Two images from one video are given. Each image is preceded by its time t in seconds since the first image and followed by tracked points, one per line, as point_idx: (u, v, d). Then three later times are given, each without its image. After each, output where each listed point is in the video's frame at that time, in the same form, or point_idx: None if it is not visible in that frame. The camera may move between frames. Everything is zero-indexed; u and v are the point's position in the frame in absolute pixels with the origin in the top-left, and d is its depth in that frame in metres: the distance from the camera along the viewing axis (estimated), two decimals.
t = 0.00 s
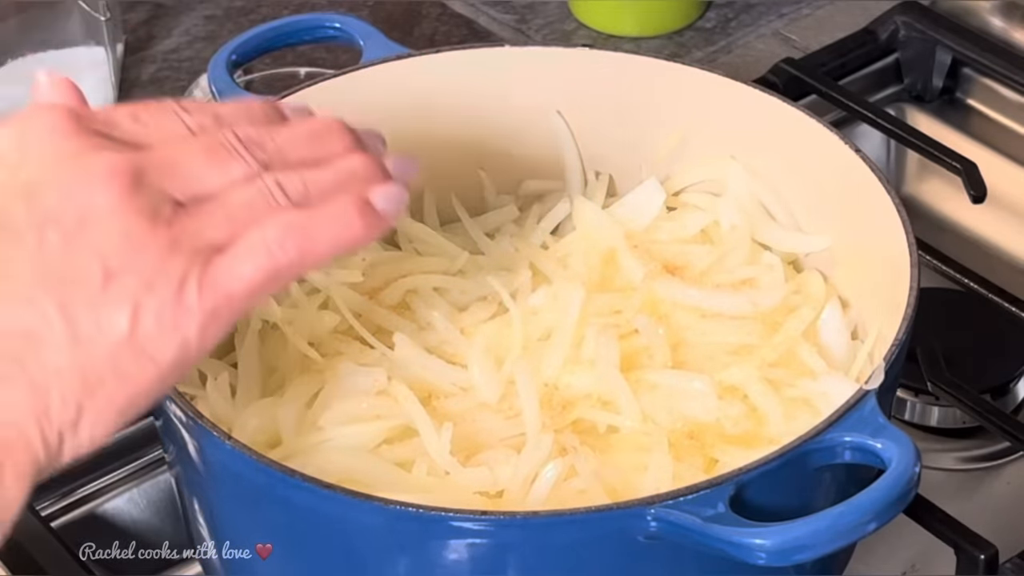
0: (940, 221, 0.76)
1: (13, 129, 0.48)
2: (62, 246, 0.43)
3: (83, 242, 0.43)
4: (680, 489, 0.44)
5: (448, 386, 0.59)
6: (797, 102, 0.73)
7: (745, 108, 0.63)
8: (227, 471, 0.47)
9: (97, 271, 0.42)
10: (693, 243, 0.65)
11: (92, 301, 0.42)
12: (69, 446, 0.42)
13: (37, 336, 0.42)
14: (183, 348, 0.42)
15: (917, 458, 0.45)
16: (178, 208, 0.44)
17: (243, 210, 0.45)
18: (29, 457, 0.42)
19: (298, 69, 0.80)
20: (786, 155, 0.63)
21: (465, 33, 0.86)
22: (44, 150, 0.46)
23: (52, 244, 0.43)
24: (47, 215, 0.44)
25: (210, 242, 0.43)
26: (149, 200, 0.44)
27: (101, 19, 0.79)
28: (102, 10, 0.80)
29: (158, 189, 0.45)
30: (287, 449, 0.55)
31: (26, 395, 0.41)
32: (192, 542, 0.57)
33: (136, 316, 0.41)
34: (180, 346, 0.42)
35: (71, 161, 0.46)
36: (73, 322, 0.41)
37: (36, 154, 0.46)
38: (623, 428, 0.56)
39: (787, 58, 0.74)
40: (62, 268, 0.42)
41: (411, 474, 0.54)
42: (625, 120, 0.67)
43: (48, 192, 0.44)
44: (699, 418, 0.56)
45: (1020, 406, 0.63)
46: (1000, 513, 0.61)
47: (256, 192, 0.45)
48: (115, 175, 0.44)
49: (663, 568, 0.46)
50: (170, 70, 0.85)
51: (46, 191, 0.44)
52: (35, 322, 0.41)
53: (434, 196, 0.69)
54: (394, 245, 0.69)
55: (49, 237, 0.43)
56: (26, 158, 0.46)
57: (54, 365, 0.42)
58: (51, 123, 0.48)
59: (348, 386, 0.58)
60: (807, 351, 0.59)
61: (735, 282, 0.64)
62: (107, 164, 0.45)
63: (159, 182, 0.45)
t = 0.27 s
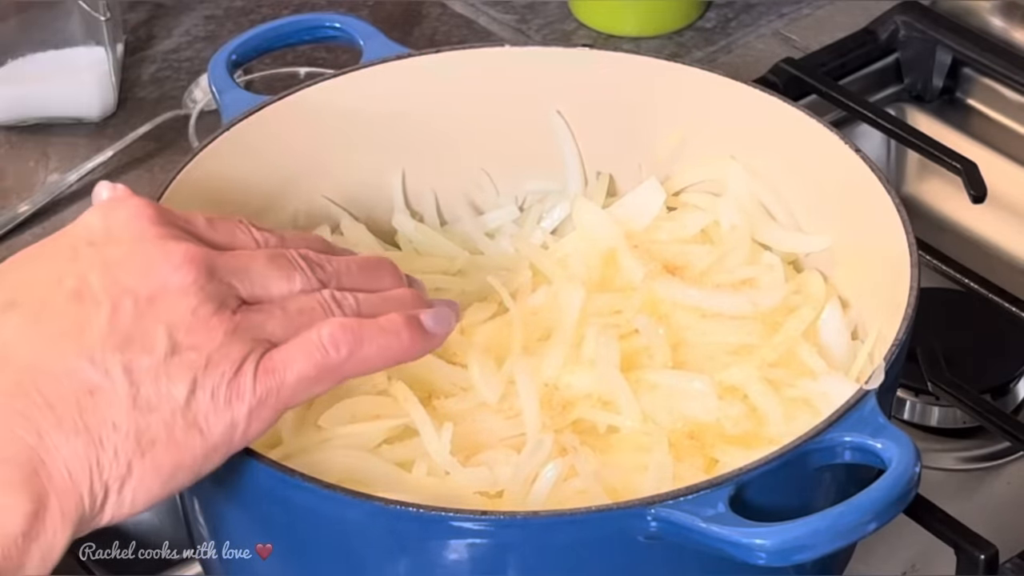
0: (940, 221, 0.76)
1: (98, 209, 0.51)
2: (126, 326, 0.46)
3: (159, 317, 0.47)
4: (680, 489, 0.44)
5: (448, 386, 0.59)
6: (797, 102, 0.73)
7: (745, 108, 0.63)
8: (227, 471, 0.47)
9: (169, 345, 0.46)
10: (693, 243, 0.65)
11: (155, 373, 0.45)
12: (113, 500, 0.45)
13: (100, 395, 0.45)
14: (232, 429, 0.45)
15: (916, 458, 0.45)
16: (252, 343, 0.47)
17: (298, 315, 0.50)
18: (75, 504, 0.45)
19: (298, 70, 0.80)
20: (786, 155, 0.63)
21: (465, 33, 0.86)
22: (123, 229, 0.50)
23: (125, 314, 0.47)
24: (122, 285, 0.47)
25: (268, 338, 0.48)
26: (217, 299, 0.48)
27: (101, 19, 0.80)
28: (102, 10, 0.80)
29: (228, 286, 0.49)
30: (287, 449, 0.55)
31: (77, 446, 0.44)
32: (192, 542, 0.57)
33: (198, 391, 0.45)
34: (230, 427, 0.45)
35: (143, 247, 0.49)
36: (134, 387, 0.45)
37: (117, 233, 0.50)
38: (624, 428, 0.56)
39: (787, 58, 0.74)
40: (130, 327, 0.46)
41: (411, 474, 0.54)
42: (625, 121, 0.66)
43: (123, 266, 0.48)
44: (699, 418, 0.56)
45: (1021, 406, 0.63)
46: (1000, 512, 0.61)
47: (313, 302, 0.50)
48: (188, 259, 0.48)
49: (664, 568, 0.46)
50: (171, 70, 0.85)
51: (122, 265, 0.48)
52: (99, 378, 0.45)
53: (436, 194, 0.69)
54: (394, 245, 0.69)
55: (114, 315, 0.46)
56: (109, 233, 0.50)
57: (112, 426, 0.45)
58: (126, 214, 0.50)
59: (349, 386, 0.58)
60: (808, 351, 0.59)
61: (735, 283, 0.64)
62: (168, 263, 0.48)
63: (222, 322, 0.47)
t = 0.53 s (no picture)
0: (940, 221, 0.76)
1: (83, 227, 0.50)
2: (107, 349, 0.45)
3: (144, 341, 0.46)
4: (680, 489, 0.44)
5: (448, 386, 0.59)
6: (797, 102, 0.73)
7: (745, 108, 0.63)
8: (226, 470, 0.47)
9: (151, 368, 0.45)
10: (693, 242, 0.65)
11: (136, 398, 0.45)
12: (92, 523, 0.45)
13: (79, 422, 0.44)
14: (213, 453, 0.45)
15: (916, 458, 0.44)
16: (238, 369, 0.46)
17: (285, 337, 0.48)
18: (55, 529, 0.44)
19: (298, 69, 0.80)
20: (786, 156, 0.63)
21: (465, 33, 0.86)
22: (108, 248, 0.49)
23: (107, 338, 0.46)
24: (103, 307, 0.46)
25: (253, 361, 0.47)
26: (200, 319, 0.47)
27: (101, 19, 0.79)
28: (102, 10, 0.79)
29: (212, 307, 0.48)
30: (287, 449, 0.55)
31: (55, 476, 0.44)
32: (192, 542, 0.56)
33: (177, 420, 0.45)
34: (212, 452, 0.45)
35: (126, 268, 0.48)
36: (114, 413, 0.44)
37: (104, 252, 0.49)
38: (624, 428, 0.56)
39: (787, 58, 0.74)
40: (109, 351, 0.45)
41: (411, 474, 0.54)
42: (625, 120, 0.66)
43: (105, 286, 0.47)
44: (699, 418, 0.56)
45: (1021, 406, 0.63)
46: (1000, 512, 0.61)
47: (301, 322, 0.49)
48: (172, 279, 0.47)
49: (664, 568, 0.46)
50: (170, 70, 0.85)
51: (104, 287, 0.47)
52: (80, 406, 0.44)
53: (436, 194, 0.69)
54: (394, 245, 0.69)
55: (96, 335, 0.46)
56: (91, 253, 0.49)
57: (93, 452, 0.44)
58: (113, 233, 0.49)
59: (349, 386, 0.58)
60: (807, 351, 0.59)
61: (735, 283, 0.64)
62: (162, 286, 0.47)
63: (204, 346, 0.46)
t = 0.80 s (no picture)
0: (940, 221, 0.76)
1: (118, 74, 0.45)
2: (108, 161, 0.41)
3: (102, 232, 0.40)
4: (680, 489, 0.44)
5: (448, 386, 0.59)
6: (797, 103, 0.73)
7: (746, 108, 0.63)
8: (225, 470, 0.47)
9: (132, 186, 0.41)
10: (693, 243, 0.65)
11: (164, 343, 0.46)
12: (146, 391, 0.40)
13: (113, 287, 0.39)
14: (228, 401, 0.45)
15: (916, 458, 0.44)
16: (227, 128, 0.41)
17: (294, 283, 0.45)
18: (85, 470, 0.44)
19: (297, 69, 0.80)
20: (786, 157, 0.63)
21: (465, 33, 0.86)
22: (146, 96, 0.43)
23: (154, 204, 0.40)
24: (141, 160, 0.41)
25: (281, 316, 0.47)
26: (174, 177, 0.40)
27: (101, 19, 0.79)
28: (103, 10, 0.80)
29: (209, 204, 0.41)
30: (287, 449, 0.55)
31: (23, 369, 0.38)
32: (191, 542, 0.56)
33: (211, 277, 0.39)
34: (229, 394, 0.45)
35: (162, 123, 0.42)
36: (161, 266, 0.39)
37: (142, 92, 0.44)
38: (624, 428, 0.56)
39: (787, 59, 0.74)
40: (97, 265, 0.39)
41: (411, 474, 0.54)
42: (625, 121, 0.66)
43: (143, 140, 0.42)
44: (699, 418, 0.56)
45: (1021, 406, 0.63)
46: (1001, 512, 0.61)
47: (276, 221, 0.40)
48: (211, 126, 0.41)
49: (664, 569, 0.46)
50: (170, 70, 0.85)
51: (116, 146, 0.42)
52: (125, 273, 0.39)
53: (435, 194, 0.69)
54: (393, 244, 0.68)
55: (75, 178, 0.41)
56: (124, 104, 0.43)
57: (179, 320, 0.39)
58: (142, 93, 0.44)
59: (350, 386, 0.58)
60: (807, 351, 0.59)
61: (735, 283, 0.63)
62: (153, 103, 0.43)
63: (271, 83, 0.44)
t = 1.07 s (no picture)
0: (940, 221, 0.76)
1: (391, 58, 0.44)
2: (317, 138, 0.42)
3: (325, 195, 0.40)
4: (680, 489, 0.44)
5: (448, 385, 0.59)
6: (797, 102, 0.73)
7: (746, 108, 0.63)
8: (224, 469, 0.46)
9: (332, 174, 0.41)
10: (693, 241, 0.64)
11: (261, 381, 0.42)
12: (352, 362, 0.42)
13: (352, 260, 0.40)
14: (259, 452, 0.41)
15: (917, 458, 0.44)
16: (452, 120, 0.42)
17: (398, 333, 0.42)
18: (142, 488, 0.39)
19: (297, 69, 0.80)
20: (795, 159, 0.62)
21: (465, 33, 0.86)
22: (416, 90, 0.43)
23: (406, 186, 0.41)
24: (407, 150, 0.42)
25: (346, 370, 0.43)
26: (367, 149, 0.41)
27: (101, 19, 0.79)
28: (102, 11, 0.79)
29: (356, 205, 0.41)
30: (287, 448, 0.55)
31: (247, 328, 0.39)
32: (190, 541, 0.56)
33: (455, 267, 0.41)
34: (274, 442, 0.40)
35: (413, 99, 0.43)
36: (401, 261, 0.41)
37: (363, 90, 0.44)
38: (624, 429, 0.56)
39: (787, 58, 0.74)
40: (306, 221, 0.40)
41: (411, 474, 0.54)
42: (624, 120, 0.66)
43: (383, 131, 0.42)
44: (699, 418, 0.56)
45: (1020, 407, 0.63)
46: (1000, 512, 0.61)
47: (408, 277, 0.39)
48: (468, 145, 0.42)
49: (664, 568, 0.46)
50: (170, 70, 0.85)
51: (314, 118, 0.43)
52: (369, 246, 0.40)
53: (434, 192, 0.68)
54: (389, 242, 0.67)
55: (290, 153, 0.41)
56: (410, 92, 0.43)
57: (380, 294, 0.41)
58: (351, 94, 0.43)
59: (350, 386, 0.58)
60: (807, 351, 0.59)
61: (736, 283, 0.63)
62: (361, 92, 0.43)
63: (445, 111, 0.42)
